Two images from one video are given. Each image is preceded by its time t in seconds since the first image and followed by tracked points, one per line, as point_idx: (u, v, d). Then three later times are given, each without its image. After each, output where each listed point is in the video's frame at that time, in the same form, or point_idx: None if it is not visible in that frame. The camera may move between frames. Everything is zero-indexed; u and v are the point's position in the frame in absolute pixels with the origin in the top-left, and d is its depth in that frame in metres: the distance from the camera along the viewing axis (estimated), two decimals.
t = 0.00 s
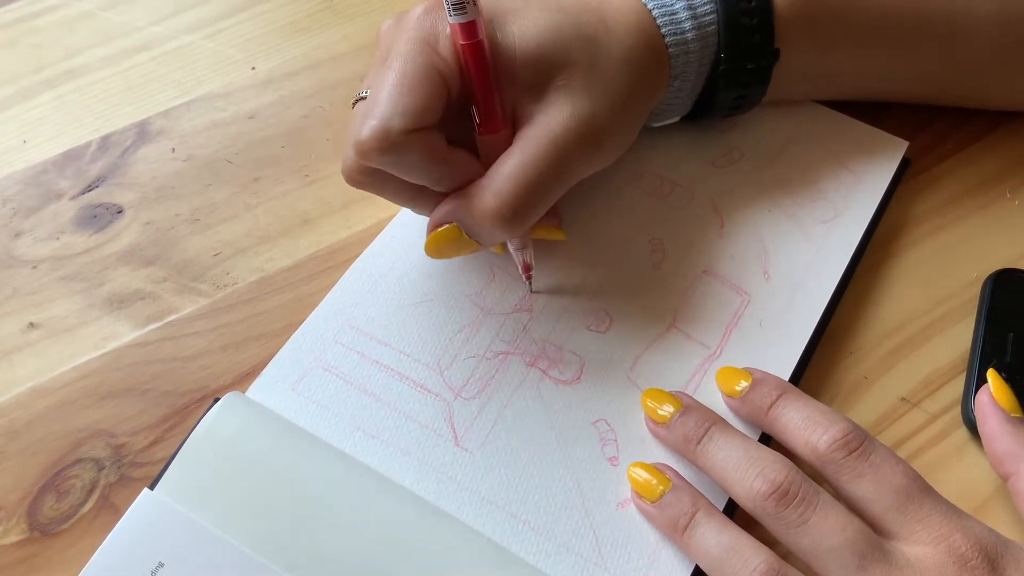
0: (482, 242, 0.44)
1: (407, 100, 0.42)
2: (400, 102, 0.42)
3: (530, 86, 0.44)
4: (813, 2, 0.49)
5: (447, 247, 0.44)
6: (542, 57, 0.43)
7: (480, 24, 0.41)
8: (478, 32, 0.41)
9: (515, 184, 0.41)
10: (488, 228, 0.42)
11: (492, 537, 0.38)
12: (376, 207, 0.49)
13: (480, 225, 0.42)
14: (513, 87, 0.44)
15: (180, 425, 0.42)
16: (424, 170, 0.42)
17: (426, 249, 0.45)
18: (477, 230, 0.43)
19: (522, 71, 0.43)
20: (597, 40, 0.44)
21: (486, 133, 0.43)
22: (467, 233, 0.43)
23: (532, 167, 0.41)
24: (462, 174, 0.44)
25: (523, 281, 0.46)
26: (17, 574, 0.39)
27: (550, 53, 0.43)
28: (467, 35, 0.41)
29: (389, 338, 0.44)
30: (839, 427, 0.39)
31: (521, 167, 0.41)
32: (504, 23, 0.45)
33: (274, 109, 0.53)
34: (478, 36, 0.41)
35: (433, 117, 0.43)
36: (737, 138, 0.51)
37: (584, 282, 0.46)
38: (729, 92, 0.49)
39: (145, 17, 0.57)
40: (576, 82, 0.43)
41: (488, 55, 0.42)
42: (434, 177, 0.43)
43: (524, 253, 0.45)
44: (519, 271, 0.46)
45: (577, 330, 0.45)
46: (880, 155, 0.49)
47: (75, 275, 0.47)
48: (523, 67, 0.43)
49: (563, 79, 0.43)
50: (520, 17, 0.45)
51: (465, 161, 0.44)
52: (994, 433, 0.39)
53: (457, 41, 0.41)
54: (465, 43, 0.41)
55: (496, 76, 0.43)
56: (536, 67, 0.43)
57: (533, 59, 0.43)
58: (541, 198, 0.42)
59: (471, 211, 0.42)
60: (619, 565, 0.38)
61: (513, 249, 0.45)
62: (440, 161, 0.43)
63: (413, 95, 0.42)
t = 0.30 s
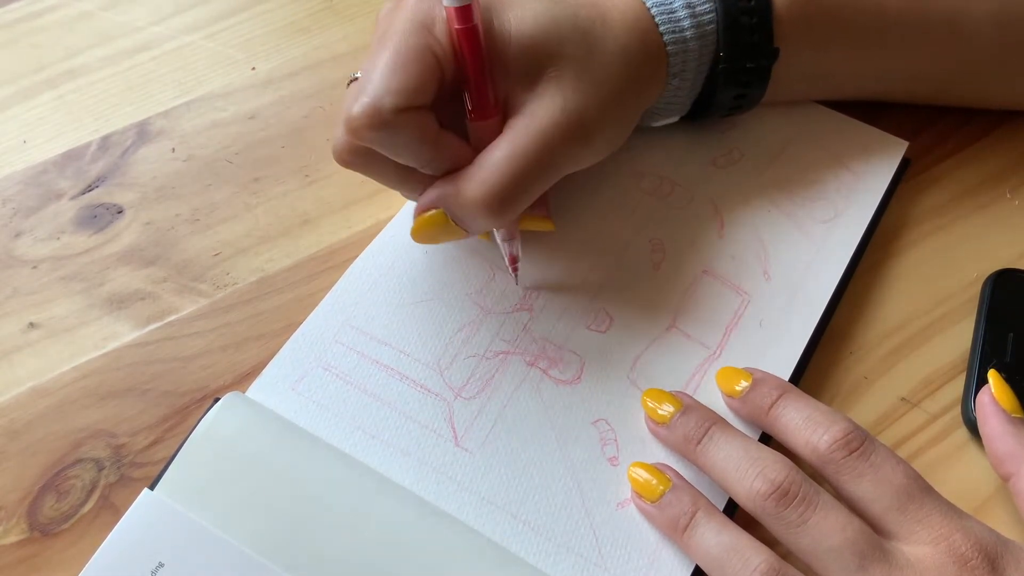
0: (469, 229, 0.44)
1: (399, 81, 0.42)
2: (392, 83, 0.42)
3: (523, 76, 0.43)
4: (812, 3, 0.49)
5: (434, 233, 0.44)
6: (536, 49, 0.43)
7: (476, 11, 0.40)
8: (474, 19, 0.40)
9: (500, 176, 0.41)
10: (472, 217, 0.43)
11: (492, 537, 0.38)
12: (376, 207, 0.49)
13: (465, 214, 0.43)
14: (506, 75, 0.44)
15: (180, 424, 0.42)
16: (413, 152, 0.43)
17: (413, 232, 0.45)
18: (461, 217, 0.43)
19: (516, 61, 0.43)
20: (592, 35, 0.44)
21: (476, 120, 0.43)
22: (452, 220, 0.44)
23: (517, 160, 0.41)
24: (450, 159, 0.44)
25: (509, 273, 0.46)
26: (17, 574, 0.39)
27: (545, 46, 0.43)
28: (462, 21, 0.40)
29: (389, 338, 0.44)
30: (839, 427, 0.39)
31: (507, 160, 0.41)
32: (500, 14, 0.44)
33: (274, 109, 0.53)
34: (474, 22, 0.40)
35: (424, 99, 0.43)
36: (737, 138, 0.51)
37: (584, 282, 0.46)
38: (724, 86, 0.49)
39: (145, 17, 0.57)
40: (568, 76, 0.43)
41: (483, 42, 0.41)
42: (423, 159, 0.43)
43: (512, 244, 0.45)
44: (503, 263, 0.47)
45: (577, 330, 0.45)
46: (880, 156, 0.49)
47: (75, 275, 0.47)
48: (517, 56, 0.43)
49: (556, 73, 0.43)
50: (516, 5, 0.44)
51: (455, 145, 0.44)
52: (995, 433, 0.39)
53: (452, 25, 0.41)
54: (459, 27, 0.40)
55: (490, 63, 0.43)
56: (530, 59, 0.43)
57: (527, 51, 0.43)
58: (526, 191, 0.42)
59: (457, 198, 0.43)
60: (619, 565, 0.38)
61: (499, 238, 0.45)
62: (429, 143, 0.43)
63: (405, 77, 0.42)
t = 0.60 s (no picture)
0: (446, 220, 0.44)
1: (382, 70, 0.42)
2: (374, 72, 0.42)
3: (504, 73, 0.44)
4: (812, 3, 0.49)
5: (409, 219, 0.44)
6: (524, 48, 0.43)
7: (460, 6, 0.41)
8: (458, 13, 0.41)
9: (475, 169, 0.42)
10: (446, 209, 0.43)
11: (492, 537, 0.38)
12: (376, 207, 0.49)
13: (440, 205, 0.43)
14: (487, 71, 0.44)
15: (180, 424, 0.42)
16: (392, 140, 0.43)
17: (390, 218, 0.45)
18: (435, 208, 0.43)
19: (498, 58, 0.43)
20: (580, 37, 0.44)
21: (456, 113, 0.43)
22: (427, 211, 0.44)
23: (494, 155, 0.42)
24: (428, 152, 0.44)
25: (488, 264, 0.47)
26: (17, 574, 0.39)
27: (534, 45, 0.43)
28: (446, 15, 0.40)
29: (389, 339, 0.44)
30: (839, 427, 0.39)
31: (483, 154, 0.42)
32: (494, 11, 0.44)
33: (274, 109, 0.53)
34: (458, 17, 0.41)
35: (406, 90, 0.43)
36: (737, 138, 0.51)
37: (583, 282, 0.46)
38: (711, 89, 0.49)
39: (145, 17, 0.57)
40: (549, 76, 0.43)
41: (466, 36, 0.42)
42: (401, 149, 0.44)
43: (490, 237, 0.45)
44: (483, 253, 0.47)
45: (577, 330, 0.44)
46: (880, 156, 0.49)
47: (75, 275, 0.47)
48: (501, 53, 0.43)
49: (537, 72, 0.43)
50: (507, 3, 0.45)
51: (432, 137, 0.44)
52: (996, 433, 0.39)
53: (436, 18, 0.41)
54: (444, 21, 0.41)
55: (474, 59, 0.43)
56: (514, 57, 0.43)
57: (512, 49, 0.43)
58: (501, 186, 0.42)
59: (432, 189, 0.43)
60: (619, 565, 0.38)
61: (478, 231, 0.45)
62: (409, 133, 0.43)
63: (387, 66, 0.42)
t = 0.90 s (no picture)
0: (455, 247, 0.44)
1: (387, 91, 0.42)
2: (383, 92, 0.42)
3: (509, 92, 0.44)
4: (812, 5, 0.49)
5: (413, 253, 0.43)
6: (530, 66, 0.43)
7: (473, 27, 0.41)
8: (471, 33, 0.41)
9: (485, 192, 0.41)
10: (459, 232, 0.42)
11: (492, 537, 0.38)
12: (376, 207, 0.49)
13: (452, 229, 0.42)
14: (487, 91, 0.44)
15: (180, 424, 0.42)
16: (391, 158, 0.43)
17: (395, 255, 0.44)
18: (448, 235, 0.42)
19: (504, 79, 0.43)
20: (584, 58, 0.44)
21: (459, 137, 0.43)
22: (440, 238, 0.42)
23: (504, 177, 0.41)
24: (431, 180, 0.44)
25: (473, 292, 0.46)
26: (17, 574, 0.39)
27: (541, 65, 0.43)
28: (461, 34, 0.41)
29: (389, 339, 0.44)
30: (839, 427, 0.39)
31: (493, 177, 0.41)
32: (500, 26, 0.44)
33: (274, 109, 0.53)
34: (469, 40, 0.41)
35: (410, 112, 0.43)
36: (737, 139, 0.51)
37: (583, 283, 0.46)
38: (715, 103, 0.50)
39: (145, 17, 0.56)
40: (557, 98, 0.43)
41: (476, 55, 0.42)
42: (400, 168, 0.44)
43: (479, 267, 0.45)
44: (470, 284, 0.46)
45: (576, 330, 0.44)
46: (879, 156, 0.49)
47: (75, 275, 0.47)
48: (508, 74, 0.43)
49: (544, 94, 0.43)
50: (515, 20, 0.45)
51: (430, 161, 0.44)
52: (995, 432, 0.39)
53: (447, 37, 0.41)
54: (456, 41, 0.41)
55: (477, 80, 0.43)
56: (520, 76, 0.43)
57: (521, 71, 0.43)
58: (512, 208, 0.42)
59: (441, 214, 0.42)
60: (619, 565, 0.38)
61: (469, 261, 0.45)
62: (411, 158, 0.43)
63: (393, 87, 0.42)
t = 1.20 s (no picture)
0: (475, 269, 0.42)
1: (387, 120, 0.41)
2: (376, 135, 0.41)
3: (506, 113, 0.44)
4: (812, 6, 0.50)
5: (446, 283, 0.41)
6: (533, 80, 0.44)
7: (426, 76, 0.37)
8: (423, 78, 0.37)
9: (508, 210, 0.39)
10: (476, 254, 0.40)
11: (491, 536, 0.38)
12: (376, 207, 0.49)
13: (477, 253, 0.40)
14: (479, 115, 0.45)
15: (180, 424, 0.42)
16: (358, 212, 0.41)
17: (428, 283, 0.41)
18: (471, 260, 0.40)
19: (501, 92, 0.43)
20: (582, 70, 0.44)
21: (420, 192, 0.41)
22: (469, 270, 0.41)
23: (526, 191, 0.40)
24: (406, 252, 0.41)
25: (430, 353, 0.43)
26: (17, 574, 0.39)
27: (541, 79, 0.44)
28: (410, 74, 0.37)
29: (389, 339, 0.44)
30: (839, 425, 0.39)
31: (514, 190, 0.40)
32: (493, 47, 0.45)
33: (274, 109, 0.53)
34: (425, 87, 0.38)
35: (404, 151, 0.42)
36: (737, 138, 0.51)
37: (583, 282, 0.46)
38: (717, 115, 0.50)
39: (145, 17, 0.56)
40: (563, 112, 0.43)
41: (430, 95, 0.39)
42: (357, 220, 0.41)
43: (434, 328, 0.43)
44: (424, 345, 0.44)
45: (577, 329, 0.44)
46: (879, 155, 0.50)
47: (75, 275, 0.47)
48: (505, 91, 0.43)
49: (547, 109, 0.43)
50: (507, 41, 0.45)
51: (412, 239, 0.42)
52: (996, 432, 0.39)
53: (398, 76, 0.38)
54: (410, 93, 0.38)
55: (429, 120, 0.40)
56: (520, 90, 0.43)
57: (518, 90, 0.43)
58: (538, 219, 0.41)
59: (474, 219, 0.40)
60: (619, 564, 0.38)
61: (424, 321, 0.43)
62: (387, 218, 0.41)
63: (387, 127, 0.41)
